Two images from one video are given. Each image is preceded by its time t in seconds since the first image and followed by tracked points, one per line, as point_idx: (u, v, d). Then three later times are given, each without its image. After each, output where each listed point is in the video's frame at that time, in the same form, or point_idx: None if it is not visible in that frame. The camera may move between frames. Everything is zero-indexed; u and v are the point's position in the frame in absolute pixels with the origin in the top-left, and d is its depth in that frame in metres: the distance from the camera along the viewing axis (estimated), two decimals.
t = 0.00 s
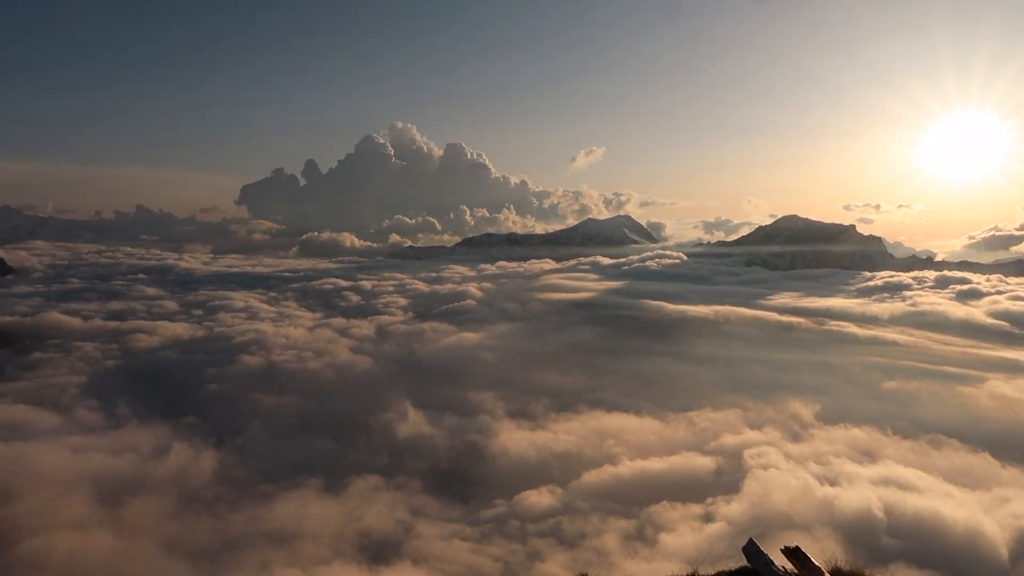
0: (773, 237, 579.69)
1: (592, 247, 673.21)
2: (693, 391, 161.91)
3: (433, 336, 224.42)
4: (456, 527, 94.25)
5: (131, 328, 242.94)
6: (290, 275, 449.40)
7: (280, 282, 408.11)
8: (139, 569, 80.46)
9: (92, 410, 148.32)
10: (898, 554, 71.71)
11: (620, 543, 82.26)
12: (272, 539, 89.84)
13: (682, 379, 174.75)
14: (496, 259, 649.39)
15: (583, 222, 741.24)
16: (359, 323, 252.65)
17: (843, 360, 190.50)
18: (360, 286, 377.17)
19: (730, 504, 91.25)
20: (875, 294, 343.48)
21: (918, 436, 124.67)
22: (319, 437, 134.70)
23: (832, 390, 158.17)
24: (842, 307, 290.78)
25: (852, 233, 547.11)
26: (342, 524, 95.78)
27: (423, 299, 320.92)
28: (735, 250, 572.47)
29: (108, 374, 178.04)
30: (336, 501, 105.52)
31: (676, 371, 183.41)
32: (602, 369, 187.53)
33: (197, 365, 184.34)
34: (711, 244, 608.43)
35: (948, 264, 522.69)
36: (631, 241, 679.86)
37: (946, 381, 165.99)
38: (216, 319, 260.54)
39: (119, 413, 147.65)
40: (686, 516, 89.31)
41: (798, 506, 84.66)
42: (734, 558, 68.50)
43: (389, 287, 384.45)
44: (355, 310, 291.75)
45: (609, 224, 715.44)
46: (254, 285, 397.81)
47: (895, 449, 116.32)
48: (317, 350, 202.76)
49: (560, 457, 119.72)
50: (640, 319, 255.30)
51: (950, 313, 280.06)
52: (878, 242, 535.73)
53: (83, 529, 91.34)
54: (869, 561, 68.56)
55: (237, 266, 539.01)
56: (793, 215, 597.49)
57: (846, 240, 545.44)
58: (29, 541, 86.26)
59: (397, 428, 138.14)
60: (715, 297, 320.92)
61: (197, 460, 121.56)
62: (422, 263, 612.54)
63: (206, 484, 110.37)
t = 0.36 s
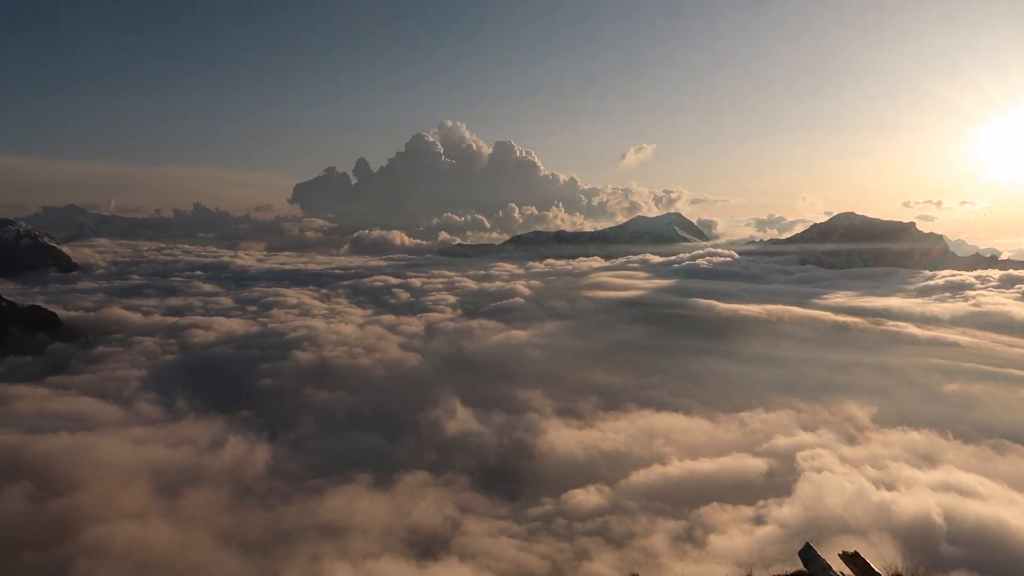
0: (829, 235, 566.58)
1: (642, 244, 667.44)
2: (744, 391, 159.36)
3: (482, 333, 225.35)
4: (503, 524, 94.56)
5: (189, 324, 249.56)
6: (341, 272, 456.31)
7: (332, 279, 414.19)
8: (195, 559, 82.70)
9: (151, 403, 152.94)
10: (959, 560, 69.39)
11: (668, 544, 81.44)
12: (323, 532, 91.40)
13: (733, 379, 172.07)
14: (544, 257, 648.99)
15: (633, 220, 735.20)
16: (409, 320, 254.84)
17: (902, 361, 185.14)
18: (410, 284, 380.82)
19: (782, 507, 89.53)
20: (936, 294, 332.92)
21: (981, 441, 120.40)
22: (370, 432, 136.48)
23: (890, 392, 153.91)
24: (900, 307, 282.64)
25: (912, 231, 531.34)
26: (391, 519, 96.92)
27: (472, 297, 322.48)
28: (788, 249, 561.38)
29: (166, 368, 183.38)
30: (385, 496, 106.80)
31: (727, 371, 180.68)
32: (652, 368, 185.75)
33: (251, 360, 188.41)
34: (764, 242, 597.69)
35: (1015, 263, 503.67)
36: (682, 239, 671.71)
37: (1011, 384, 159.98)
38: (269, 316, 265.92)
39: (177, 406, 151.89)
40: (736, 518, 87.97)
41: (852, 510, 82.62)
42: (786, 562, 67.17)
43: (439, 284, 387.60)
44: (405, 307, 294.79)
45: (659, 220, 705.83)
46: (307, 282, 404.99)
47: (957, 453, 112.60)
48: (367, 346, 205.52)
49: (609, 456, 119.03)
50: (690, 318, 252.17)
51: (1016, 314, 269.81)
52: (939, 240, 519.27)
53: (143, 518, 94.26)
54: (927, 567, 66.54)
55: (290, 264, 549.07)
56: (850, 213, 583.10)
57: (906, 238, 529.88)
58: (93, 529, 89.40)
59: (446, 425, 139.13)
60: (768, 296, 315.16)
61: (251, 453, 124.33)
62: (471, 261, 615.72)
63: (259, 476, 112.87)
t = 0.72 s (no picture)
0: (884, 230, 552.02)
1: (690, 240, 659.48)
2: (795, 390, 156.51)
3: (528, 329, 225.62)
4: (549, 520, 94.69)
5: (242, 318, 255.24)
6: (389, 268, 461.37)
7: (380, 274, 418.85)
8: (249, 548, 84.80)
9: (206, 394, 157.01)
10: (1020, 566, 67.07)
11: (716, 543, 80.59)
12: (371, 524, 92.70)
13: (784, 377, 169.11)
14: (591, 252, 646.24)
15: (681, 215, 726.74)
16: (455, 316, 256.51)
17: (960, 360, 179.52)
18: (457, 279, 383.13)
19: (834, 508, 87.77)
20: (998, 290, 321.86)
21: None
22: (417, 426, 137.87)
23: (947, 392, 149.41)
24: (959, 304, 274.01)
25: (972, 225, 514.44)
26: (438, 512, 97.83)
27: (518, 292, 323.08)
28: (842, 244, 548.77)
29: (220, 362, 187.90)
30: (432, 489, 107.83)
31: (777, 368, 177.63)
32: (699, 366, 183.64)
33: (302, 354, 191.90)
34: (817, 237, 585.14)
35: None
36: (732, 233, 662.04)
37: None
38: (319, 310, 270.43)
39: (231, 398, 155.59)
40: (786, 519, 86.55)
41: (907, 512, 80.58)
42: (839, 564, 65.80)
43: (485, 280, 389.16)
44: (451, 302, 296.70)
45: (707, 215, 695.17)
46: (356, 277, 410.70)
47: (1018, 455, 108.76)
48: (415, 341, 207.63)
49: (655, 454, 118.21)
50: (739, 314, 248.50)
51: None
52: (1001, 235, 501.76)
53: (198, 506, 96.94)
54: (986, 571, 64.49)
55: (340, 259, 557.34)
56: (906, 207, 567.31)
57: (965, 233, 513.16)
58: (151, 517, 92.21)
59: (492, 420, 139.81)
60: (819, 292, 308.58)
61: (302, 445, 126.72)
62: (518, 257, 616.59)
63: (309, 468, 115.05)
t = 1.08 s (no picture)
0: (937, 225, 537.00)
1: (735, 235, 650.11)
2: (843, 388, 153.37)
3: (570, 324, 225.26)
4: (590, 516, 94.57)
5: (289, 312, 259.73)
6: (432, 263, 464.54)
7: (423, 270, 421.96)
8: (294, 537, 86.44)
9: (254, 386, 160.37)
10: None
11: (759, 542, 79.64)
12: (414, 516, 93.71)
13: (831, 375, 165.81)
14: (634, 248, 641.64)
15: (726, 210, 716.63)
16: (498, 311, 257.19)
17: (1017, 358, 173.76)
18: (499, 275, 383.96)
19: (882, 509, 85.93)
20: None
21: None
22: (459, 420, 138.84)
23: (1003, 391, 144.83)
24: (1017, 301, 265.21)
25: None
26: (479, 506, 98.40)
27: (561, 288, 322.57)
28: (893, 239, 535.21)
29: (267, 355, 191.57)
30: (474, 483, 108.50)
31: (825, 366, 174.30)
32: (744, 363, 181.16)
33: (346, 348, 194.52)
34: (867, 232, 571.76)
35: None
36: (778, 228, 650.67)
37: None
38: (364, 305, 273.83)
39: (277, 390, 158.65)
40: (832, 519, 85.05)
41: (959, 514, 78.47)
42: (887, 567, 64.40)
43: (528, 275, 389.52)
44: (494, 297, 297.58)
45: (753, 209, 682.75)
46: (400, 272, 414.71)
47: None
48: (457, 336, 208.90)
49: (699, 451, 117.12)
50: (786, 311, 244.31)
51: None
52: None
53: (246, 496, 99.08)
54: None
55: (384, 254, 562.76)
56: (961, 201, 550.87)
57: None
58: (201, 505, 94.53)
59: (534, 415, 140.04)
60: (869, 288, 301.65)
61: (346, 438, 128.62)
62: (560, 252, 615.56)
63: (354, 460, 116.78)
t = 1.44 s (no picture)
0: (988, 222, 521.93)
1: (777, 233, 639.93)
2: (888, 389, 150.09)
3: (608, 321, 224.22)
4: (627, 514, 94.11)
5: (329, 307, 262.98)
6: (471, 259, 466.10)
7: (462, 265, 423.79)
8: (333, 529, 87.54)
9: (294, 380, 162.72)
10: None
11: (799, 544, 78.42)
12: (451, 511, 94.23)
13: (876, 375, 162.39)
14: (673, 244, 635.93)
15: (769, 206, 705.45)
16: (535, 307, 257.20)
17: None
18: (537, 271, 383.86)
19: (927, 513, 83.91)
20: None
21: None
22: (496, 416, 139.15)
23: None
24: None
25: None
26: (516, 502, 98.50)
27: (599, 285, 321.20)
28: (941, 237, 521.78)
29: (308, 349, 194.24)
30: (511, 479, 108.67)
31: (869, 366, 170.79)
32: (785, 362, 178.42)
33: (385, 343, 196.33)
34: (914, 229, 558.23)
35: None
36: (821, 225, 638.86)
37: None
38: (403, 300, 276.04)
39: (318, 384, 160.85)
40: (875, 523, 83.42)
41: (1008, 519, 76.24)
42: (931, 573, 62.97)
43: (566, 272, 388.59)
44: (531, 294, 297.55)
45: (796, 205, 671.22)
46: (438, 268, 417.12)
47: None
48: (495, 332, 209.45)
49: (738, 451, 115.70)
50: (829, 309, 239.82)
51: None
52: None
53: (287, 487, 100.62)
54: None
55: (423, 250, 566.07)
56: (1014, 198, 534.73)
57: None
58: (243, 496, 96.27)
59: (571, 412, 139.72)
60: (915, 287, 294.65)
61: (385, 431, 129.93)
62: (598, 248, 612.76)
63: (392, 454, 117.82)
